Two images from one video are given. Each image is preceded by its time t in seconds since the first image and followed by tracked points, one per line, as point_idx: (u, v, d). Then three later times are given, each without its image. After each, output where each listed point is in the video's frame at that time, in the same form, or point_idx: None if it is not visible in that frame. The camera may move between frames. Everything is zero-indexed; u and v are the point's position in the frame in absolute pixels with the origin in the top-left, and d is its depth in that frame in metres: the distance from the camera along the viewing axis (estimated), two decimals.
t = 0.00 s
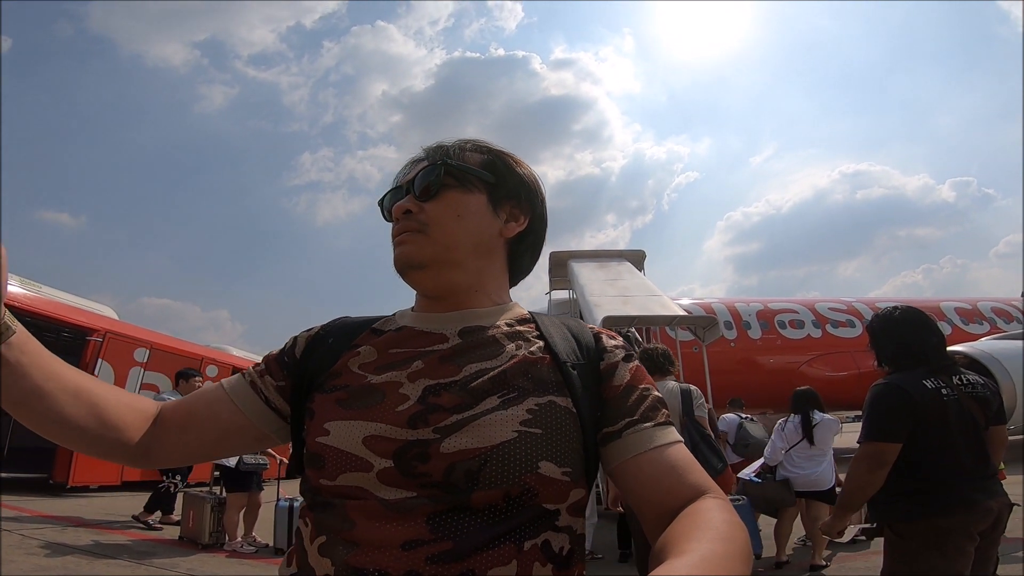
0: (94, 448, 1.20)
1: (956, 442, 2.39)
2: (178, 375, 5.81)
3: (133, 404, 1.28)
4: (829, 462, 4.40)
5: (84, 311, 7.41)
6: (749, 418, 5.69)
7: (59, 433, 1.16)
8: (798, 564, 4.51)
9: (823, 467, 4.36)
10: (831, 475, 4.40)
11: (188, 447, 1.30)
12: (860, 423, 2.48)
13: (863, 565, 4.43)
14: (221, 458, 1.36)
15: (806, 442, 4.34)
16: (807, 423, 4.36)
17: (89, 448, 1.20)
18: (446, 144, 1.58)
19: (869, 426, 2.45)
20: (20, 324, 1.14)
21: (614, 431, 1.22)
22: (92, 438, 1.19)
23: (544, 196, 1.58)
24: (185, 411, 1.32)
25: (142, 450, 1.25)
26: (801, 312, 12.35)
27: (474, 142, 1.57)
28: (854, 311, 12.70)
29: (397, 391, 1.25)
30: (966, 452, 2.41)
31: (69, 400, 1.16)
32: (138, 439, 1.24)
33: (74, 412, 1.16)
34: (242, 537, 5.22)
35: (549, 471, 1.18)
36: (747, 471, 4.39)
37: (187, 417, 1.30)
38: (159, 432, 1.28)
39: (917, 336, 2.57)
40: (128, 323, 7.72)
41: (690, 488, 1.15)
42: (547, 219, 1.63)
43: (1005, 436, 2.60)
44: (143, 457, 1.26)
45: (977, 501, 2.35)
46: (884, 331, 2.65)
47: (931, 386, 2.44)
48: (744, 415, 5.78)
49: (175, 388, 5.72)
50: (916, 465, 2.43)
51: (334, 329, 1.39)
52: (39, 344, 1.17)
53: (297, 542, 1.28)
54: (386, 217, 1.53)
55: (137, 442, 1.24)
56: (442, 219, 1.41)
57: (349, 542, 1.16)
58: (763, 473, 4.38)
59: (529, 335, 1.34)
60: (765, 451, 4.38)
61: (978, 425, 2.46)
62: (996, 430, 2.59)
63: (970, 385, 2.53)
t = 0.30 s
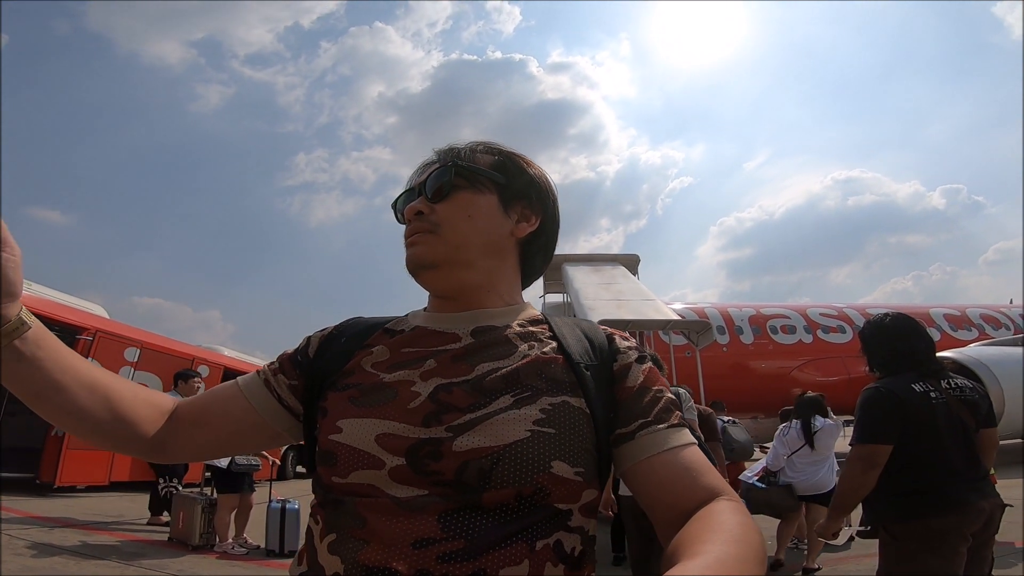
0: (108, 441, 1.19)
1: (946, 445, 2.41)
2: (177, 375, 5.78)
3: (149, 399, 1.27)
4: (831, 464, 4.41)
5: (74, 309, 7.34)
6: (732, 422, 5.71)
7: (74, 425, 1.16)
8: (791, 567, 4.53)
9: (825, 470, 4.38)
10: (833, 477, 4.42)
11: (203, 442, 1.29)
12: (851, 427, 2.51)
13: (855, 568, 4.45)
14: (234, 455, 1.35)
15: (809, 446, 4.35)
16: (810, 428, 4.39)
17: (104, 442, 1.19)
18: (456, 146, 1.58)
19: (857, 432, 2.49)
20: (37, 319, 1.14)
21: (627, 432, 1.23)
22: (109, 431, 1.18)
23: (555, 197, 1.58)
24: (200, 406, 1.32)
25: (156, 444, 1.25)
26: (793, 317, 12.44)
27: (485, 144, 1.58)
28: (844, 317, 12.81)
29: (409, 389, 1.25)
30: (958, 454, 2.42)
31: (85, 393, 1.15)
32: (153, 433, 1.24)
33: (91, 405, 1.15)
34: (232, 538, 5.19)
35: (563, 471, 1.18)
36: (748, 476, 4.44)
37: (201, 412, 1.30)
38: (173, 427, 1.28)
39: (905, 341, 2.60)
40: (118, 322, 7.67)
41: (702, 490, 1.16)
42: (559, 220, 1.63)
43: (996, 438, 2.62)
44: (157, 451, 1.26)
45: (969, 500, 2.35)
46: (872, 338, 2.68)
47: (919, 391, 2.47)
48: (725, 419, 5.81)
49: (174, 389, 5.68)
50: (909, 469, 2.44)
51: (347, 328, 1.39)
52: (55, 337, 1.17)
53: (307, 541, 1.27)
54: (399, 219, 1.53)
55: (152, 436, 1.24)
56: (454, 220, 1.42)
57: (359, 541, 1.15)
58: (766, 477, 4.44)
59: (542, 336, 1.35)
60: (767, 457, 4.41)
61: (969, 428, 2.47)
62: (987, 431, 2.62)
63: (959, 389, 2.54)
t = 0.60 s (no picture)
0: (105, 436, 1.19)
1: (928, 447, 2.43)
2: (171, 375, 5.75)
3: (147, 395, 1.27)
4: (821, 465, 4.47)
5: (61, 307, 7.27)
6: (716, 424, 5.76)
7: (71, 419, 1.15)
8: (779, 568, 4.57)
9: (815, 472, 4.44)
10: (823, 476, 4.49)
11: (201, 440, 1.29)
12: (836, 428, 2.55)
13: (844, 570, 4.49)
14: (230, 453, 1.35)
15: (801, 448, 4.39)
16: (802, 430, 4.39)
17: (102, 437, 1.19)
18: (457, 148, 1.59)
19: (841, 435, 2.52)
20: (39, 313, 1.14)
21: (626, 433, 1.23)
22: (106, 427, 1.18)
23: (555, 198, 1.59)
24: (198, 403, 1.31)
25: (153, 440, 1.24)
26: (782, 321, 12.52)
27: (485, 145, 1.58)
28: (833, 321, 12.92)
29: (409, 387, 1.25)
30: (940, 456, 2.43)
31: (83, 388, 1.15)
32: (150, 429, 1.24)
33: (88, 399, 1.15)
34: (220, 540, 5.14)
35: (562, 470, 1.18)
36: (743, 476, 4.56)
37: (199, 410, 1.30)
38: (169, 423, 1.27)
39: (890, 346, 2.62)
40: (106, 321, 7.60)
41: (701, 491, 1.16)
42: (559, 221, 1.64)
43: (984, 440, 2.64)
44: (154, 447, 1.26)
45: (952, 501, 2.36)
46: (859, 343, 2.71)
47: (902, 395, 2.49)
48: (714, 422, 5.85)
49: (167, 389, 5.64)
50: (891, 470, 2.47)
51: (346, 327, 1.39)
52: (55, 331, 1.17)
53: (303, 540, 1.27)
54: (399, 219, 1.54)
55: (149, 432, 1.24)
56: (455, 220, 1.42)
57: (357, 539, 1.14)
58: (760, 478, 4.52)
59: (543, 336, 1.35)
60: (761, 458, 4.44)
61: (952, 430, 2.49)
62: (974, 433, 2.64)
63: (943, 393, 2.56)
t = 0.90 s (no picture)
0: (93, 436, 1.18)
1: (912, 450, 2.44)
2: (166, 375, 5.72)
3: (137, 394, 1.26)
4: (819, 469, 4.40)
5: (49, 307, 7.21)
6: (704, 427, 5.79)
7: (59, 418, 1.14)
8: (771, 570, 4.60)
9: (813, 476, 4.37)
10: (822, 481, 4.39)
11: (191, 440, 1.28)
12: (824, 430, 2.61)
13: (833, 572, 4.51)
14: (221, 454, 1.34)
15: (795, 451, 4.41)
16: (793, 432, 4.48)
17: (90, 436, 1.18)
18: (449, 149, 1.59)
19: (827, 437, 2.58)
20: (29, 310, 1.12)
21: (619, 433, 1.24)
22: (95, 426, 1.17)
23: (548, 198, 1.59)
24: (188, 403, 1.30)
25: (141, 441, 1.24)
26: (773, 324, 12.58)
27: (478, 146, 1.58)
28: (823, 324, 13.00)
29: (402, 387, 1.24)
30: (924, 458, 2.44)
31: (71, 387, 1.14)
32: (139, 429, 1.23)
33: (77, 398, 1.14)
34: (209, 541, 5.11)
35: (555, 470, 1.18)
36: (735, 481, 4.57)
37: (189, 409, 1.29)
38: (159, 423, 1.26)
39: (883, 351, 2.63)
40: (94, 321, 7.55)
41: (693, 492, 1.17)
42: (552, 220, 1.64)
43: (979, 440, 2.65)
44: (144, 446, 1.25)
45: (929, 498, 2.37)
46: (856, 348, 2.72)
47: (889, 399, 2.51)
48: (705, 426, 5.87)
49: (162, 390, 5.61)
50: (874, 470, 2.50)
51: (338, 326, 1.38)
52: (44, 329, 1.16)
53: (295, 541, 1.26)
54: (392, 220, 1.53)
55: (138, 431, 1.23)
56: (447, 220, 1.42)
57: (349, 539, 1.14)
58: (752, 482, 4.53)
59: (536, 336, 1.35)
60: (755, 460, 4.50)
61: (940, 434, 2.48)
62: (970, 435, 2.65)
63: (935, 398, 2.55)
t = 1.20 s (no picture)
0: (83, 435, 1.18)
1: (899, 453, 2.47)
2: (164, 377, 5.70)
3: (129, 393, 1.26)
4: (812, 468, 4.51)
5: (41, 308, 7.17)
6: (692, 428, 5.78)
7: (49, 417, 1.14)
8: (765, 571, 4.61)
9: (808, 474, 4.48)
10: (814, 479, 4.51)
11: (182, 439, 1.27)
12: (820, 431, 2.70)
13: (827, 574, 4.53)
14: (213, 454, 1.33)
15: (794, 451, 4.46)
16: (792, 432, 4.49)
17: (81, 435, 1.18)
18: (443, 150, 1.59)
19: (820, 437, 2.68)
20: (21, 308, 1.12)
21: (612, 433, 1.24)
22: (85, 424, 1.16)
23: (542, 198, 1.59)
24: (179, 403, 1.30)
25: (132, 440, 1.23)
26: (767, 327, 12.62)
27: (472, 146, 1.59)
28: (816, 327, 13.05)
29: (395, 387, 1.24)
30: (911, 460, 2.46)
31: (61, 385, 1.13)
32: (130, 428, 1.22)
33: (67, 397, 1.14)
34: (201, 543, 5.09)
35: (549, 470, 1.18)
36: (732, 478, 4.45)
37: (181, 409, 1.28)
38: (150, 422, 1.26)
39: (880, 355, 2.65)
40: (87, 321, 7.51)
41: (686, 492, 1.17)
42: (546, 220, 1.64)
43: (982, 445, 2.60)
44: (135, 446, 1.24)
45: (909, 499, 2.40)
46: (858, 352, 2.75)
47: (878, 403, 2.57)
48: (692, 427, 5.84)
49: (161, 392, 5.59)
50: (861, 470, 2.54)
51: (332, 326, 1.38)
52: (36, 328, 1.15)
53: (288, 540, 1.25)
54: (387, 220, 1.54)
55: (129, 430, 1.22)
56: (441, 219, 1.42)
57: (343, 539, 1.13)
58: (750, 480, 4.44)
59: (530, 335, 1.35)
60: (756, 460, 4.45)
61: (933, 438, 2.48)
62: (974, 440, 2.61)
63: (931, 402, 2.55)
